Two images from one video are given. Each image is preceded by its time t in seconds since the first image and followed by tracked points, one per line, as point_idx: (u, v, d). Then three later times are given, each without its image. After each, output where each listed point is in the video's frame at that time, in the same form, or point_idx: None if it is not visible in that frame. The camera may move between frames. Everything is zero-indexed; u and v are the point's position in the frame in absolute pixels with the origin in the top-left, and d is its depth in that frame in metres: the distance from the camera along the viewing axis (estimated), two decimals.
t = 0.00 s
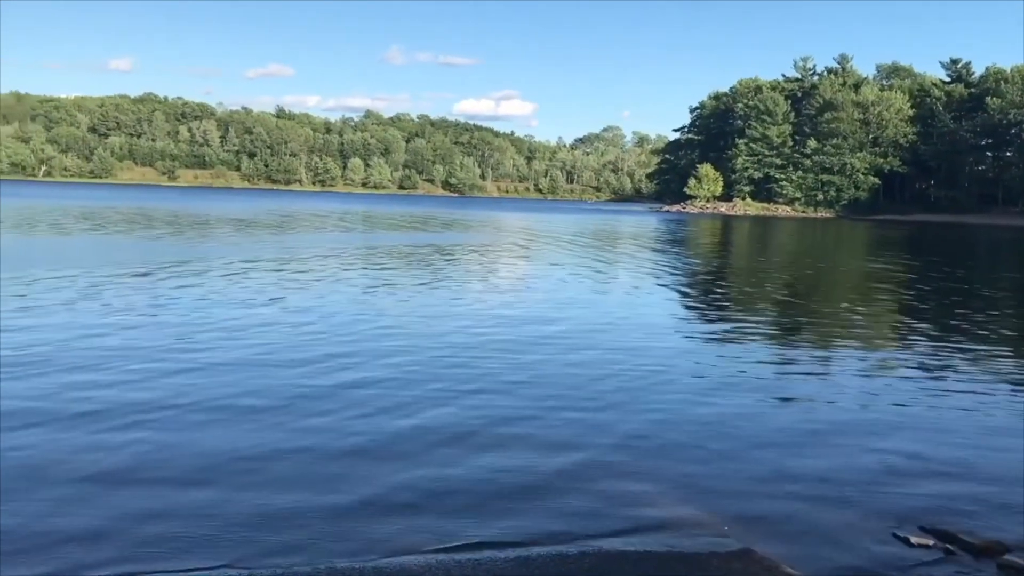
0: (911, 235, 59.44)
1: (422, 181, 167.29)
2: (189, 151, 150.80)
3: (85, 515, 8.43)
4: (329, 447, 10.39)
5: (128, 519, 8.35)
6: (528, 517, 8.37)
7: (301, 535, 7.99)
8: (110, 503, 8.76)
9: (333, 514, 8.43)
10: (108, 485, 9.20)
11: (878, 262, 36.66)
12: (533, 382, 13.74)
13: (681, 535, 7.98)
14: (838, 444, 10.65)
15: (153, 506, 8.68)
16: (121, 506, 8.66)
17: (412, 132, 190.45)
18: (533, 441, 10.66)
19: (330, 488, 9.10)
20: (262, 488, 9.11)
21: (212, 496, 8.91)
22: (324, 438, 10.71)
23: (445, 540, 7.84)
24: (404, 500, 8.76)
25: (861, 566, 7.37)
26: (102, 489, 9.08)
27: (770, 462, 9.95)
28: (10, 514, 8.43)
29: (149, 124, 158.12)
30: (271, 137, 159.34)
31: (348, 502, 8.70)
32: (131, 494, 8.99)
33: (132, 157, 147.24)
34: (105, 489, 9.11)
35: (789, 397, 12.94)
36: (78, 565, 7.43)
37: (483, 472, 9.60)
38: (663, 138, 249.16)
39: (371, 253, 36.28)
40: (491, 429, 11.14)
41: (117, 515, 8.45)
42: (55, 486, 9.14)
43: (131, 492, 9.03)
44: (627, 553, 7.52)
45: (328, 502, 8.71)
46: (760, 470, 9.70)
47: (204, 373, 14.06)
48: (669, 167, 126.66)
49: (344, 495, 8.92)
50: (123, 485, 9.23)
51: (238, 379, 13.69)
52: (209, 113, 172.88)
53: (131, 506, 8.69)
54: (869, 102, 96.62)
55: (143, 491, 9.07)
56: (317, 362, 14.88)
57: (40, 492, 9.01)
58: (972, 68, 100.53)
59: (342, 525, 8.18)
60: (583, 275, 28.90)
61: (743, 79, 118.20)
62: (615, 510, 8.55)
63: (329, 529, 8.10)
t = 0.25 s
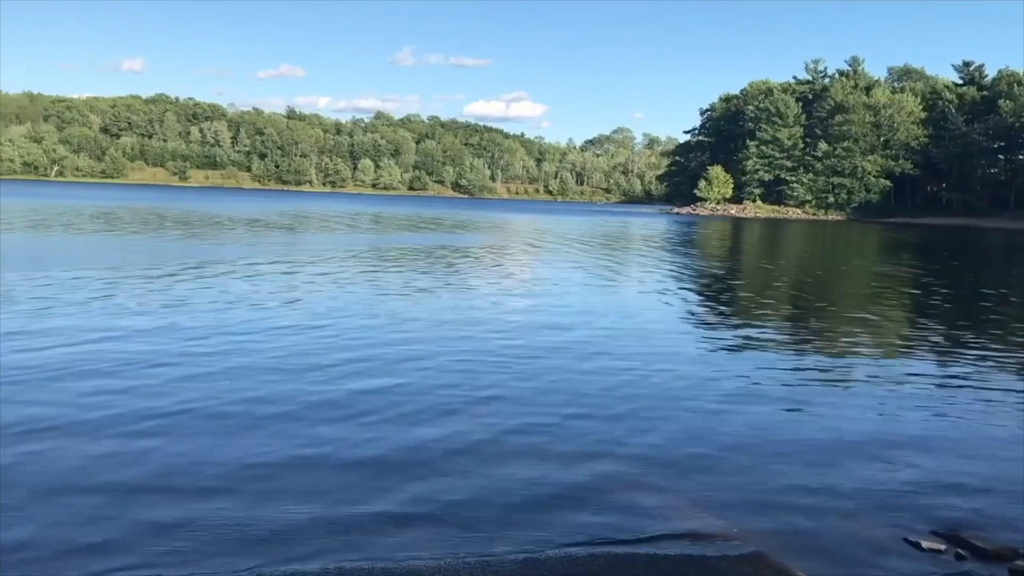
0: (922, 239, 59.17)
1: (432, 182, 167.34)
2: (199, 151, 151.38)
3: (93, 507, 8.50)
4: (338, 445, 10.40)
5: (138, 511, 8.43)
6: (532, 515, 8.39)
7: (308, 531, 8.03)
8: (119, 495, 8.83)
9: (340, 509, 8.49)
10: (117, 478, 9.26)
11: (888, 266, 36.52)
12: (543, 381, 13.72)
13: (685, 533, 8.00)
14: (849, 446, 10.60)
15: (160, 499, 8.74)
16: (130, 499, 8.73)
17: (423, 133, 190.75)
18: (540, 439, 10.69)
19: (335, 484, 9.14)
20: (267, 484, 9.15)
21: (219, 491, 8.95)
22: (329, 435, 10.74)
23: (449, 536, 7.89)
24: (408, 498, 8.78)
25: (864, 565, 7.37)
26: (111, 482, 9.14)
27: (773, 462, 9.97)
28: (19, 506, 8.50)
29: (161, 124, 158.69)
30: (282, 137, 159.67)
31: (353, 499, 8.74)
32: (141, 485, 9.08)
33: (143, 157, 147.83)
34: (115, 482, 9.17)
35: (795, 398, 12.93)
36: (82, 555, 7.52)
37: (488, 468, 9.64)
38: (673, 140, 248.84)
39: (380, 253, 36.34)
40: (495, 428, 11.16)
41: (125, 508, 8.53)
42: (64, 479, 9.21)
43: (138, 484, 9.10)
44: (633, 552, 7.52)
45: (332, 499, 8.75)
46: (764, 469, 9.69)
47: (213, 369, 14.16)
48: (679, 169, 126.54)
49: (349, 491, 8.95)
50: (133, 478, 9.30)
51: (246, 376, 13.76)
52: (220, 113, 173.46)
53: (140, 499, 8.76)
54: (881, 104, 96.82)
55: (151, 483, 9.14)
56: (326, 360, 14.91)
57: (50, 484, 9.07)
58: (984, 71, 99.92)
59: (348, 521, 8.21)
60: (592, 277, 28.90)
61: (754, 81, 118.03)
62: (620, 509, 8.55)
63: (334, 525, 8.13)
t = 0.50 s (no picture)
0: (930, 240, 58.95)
1: (438, 182, 167.31)
2: (207, 151, 151.76)
3: (98, 506, 8.55)
4: (345, 445, 10.42)
5: (144, 510, 8.49)
6: (537, 515, 8.39)
7: (311, 531, 8.05)
8: (125, 493, 8.88)
9: (344, 508, 8.53)
10: (122, 477, 9.30)
11: (896, 267, 36.42)
12: (549, 382, 13.74)
13: (689, 534, 8.02)
14: (856, 448, 10.58)
15: (165, 498, 8.78)
16: (136, 498, 8.78)
17: (429, 133, 190.90)
18: (545, 439, 10.71)
19: (340, 484, 9.18)
20: (272, 484, 9.18)
21: (225, 490, 8.99)
22: (335, 435, 10.76)
23: (453, 537, 7.91)
24: (413, 498, 8.80)
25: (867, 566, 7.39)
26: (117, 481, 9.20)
27: (777, 464, 9.98)
28: (26, 506, 8.56)
29: (168, 124, 159.16)
30: (289, 137, 159.86)
31: (360, 498, 8.76)
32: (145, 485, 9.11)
33: (151, 157, 148.26)
34: (121, 481, 9.21)
35: (800, 399, 12.93)
36: (87, 552, 7.56)
37: (492, 468, 9.65)
38: (680, 140, 248.53)
39: (386, 254, 36.38)
40: (501, 428, 11.16)
41: (131, 506, 8.59)
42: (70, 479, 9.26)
43: (143, 483, 9.15)
44: (636, 553, 7.54)
45: (338, 498, 8.79)
46: (768, 471, 9.70)
47: (218, 368, 14.23)
48: (685, 170, 126.47)
49: (354, 491, 8.97)
50: (137, 477, 9.34)
51: (252, 375, 13.80)
52: (227, 113, 173.84)
53: (146, 497, 8.81)
54: (889, 105, 96.81)
55: (156, 481, 9.19)
56: (334, 359, 14.94)
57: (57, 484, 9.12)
58: (993, 72, 99.48)
59: (353, 522, 8.23)
60: (598, 278, 28.90)
61: (761, 82, 117.92)
62: (623, 510, 8.56)
63: (339, 525, 8.17)
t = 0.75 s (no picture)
0: (937, 241, 58.86)
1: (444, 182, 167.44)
2: (213, 150, 152.14)
3: (100, 503, 8.50)
4: (349, 444, 10.40)
5: (146, 507, 8.44)
6: (541, 516, 8.33)
7: (315, 529, 8.01)
8: (127, 489, 8.85)
9: (349, 508, 8.48)
10: (124, 473, 9.27)
11: (901, 268, 36.43)
12: (553, 382, 13.72)
13: (695, 536, 7.95)
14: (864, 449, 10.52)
15: (167, 494, 8.75)
16: (138, 494, 8.73)
17: (435, 133, 191.07)
18: (550, 440, 10.65)
19: (345, 482, 9.13)
20: (275, 482, 9.13)
21: (229, 486, 8.98)
22: (338, 434, 10.74)
23: (458, 538, 7.85)
24: (418, 499, 8.74)
25: (876, 567, 7.35)
26: (120, 477, 9.16)
27: (785, 465, 9.90)
28: (28, 500, 8.52)
29: (175, 124, 159.48)
30: (295, 137, 160.08)
31: (366, 498, 8.73)
32: (148, 481, 9.08)
33: (157, 156, 148.70)
34: (123, 477, 9.16)
35: (807, 400, 12.85)
36: (89, 549, 7.52)
37: (498, 469, 9.59)
38: (686, 140, 248.47)
39: (392, 253, 36.46)
40: (505, 428, 11.11)
41: (134, 503, 8.54)
42: (73, 474, 9.23)
43: (145, 480, 9.10)
44: (641, 554, 7.48)
45: (342, 497, 8.75)
46: (775, 471, 9.63)
47: (222, 367, 14.20)
48: (692, 170, 126.43)
49: (358, 491, 8.92)
50: (139, 473, 9.29)
51: (255, 374, 13.77)
52: (234, 113, 174.19)
53: (149, 493, 8.78)
54: (896, 106, 96.80)
55: (159, 477, 9.16)
56: (339, 360, 14.95)
57: (59, 479, 9.08)
58: (1000, 72, 99.12)
59: (357, 522, 8.18)
60: (603, 278, 28.84)
61: (768, 82, 117.83)
62: (630, 511, 8.49)
63: (344, 524, 8.12)
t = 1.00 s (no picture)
0: (945, 242, 58.74)
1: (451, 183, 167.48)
2: (221, 151, 152.61)
3: (108, 508, 8.56)
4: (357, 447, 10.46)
5: (158, 510, 8.56)
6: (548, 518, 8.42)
7: (324, 531, 8.11)
8: (139, 493, 8.97)
9: (357, 510, 8.58)
10: (136, 477, 9.40)
11: (909, 269, 36.38)
12: (560, 386, 13.77)
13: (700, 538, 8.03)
14: (869, 453, 10.53)
15: (178, 497, 8.87)
16: (150, 498, 8.86)
17: (442, 134, 191.24)
18: (557, 443, 10.73)
19: (353, 486, 9.23)
20: (285, 485, 9.23)
21: (236, 490, 9.05)
22: (345, 439, 10.80)
23: (466, 539, 7.94)
24: (426, 502, 8.83)
25: (881, 569, 7.36)
26: (132, 481, 9.29)
27: (790, 468, 9.97)
28: (40, 504, 8.65)
29: (182, 125, 160.02)
30: (302, 138, 160.47)
31: (373, 502, 8.77)
32: (159, 485, 9.20)
33: (165, 158, 149.23)
34: (135, 481, 9.29)
35: (813, 403, 12.91)
36: (98, 553, 7.59)
37: (505, 472, 9.68)
38: (694, 141, 248.18)
39: (398, 255, 36.57)
40: (512, 431, 11.19)
41: (143, 507, 8.62)
42: (86, 478, 9.36)
43: (156, 484, 9.22)
44: (647, 555, 7.56)
45: (351, 499, 8.85)
46: (780, 473, 9.70)
47: (230, 370, 14.32)
48: (698, 171, 126.38)
49: (367, 493, 9.02)
50: (151, 478, 9.42)
51: (264, 378, 13.89)
52: (242, 114, 174.68)
53: (158, 497, 8.86)
54: (903, 106, 96.54)
55: (169, 483, 9.23)
56: (346, 364, 15.03)
57: (71, 483, 9.21)
58: (1009, 73, 98.72)
59: (366, 523, 8.28)
60: (609, 280, 28.92)
61: (774, 83, 117.71)
62: (636, 515, 8.57)
63: (353, 525, 8.22)
